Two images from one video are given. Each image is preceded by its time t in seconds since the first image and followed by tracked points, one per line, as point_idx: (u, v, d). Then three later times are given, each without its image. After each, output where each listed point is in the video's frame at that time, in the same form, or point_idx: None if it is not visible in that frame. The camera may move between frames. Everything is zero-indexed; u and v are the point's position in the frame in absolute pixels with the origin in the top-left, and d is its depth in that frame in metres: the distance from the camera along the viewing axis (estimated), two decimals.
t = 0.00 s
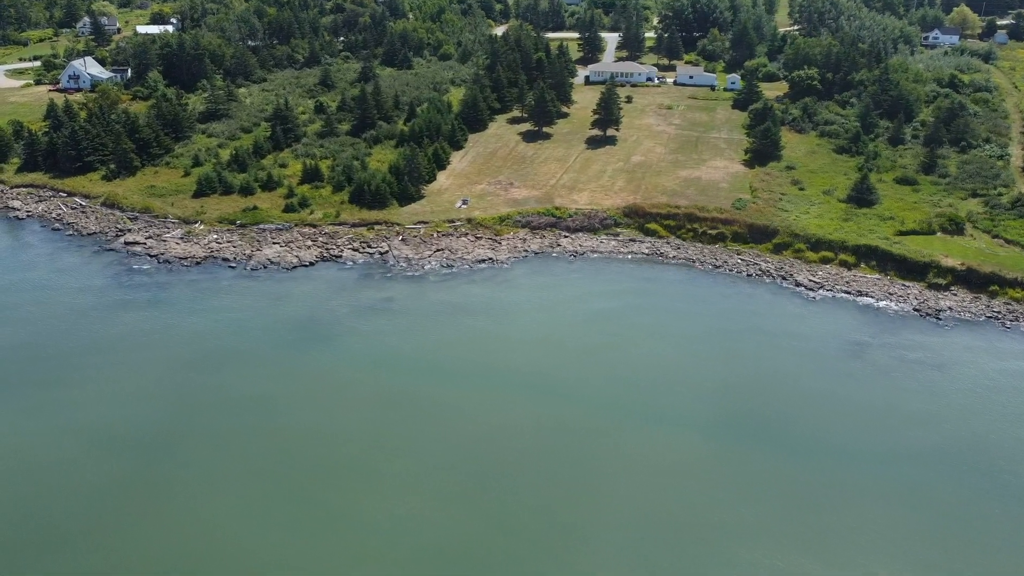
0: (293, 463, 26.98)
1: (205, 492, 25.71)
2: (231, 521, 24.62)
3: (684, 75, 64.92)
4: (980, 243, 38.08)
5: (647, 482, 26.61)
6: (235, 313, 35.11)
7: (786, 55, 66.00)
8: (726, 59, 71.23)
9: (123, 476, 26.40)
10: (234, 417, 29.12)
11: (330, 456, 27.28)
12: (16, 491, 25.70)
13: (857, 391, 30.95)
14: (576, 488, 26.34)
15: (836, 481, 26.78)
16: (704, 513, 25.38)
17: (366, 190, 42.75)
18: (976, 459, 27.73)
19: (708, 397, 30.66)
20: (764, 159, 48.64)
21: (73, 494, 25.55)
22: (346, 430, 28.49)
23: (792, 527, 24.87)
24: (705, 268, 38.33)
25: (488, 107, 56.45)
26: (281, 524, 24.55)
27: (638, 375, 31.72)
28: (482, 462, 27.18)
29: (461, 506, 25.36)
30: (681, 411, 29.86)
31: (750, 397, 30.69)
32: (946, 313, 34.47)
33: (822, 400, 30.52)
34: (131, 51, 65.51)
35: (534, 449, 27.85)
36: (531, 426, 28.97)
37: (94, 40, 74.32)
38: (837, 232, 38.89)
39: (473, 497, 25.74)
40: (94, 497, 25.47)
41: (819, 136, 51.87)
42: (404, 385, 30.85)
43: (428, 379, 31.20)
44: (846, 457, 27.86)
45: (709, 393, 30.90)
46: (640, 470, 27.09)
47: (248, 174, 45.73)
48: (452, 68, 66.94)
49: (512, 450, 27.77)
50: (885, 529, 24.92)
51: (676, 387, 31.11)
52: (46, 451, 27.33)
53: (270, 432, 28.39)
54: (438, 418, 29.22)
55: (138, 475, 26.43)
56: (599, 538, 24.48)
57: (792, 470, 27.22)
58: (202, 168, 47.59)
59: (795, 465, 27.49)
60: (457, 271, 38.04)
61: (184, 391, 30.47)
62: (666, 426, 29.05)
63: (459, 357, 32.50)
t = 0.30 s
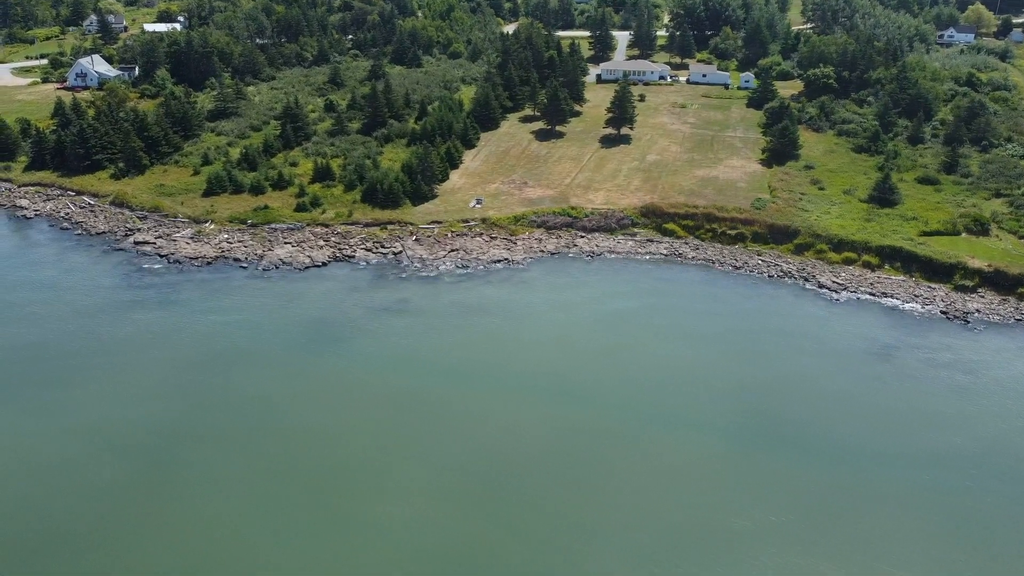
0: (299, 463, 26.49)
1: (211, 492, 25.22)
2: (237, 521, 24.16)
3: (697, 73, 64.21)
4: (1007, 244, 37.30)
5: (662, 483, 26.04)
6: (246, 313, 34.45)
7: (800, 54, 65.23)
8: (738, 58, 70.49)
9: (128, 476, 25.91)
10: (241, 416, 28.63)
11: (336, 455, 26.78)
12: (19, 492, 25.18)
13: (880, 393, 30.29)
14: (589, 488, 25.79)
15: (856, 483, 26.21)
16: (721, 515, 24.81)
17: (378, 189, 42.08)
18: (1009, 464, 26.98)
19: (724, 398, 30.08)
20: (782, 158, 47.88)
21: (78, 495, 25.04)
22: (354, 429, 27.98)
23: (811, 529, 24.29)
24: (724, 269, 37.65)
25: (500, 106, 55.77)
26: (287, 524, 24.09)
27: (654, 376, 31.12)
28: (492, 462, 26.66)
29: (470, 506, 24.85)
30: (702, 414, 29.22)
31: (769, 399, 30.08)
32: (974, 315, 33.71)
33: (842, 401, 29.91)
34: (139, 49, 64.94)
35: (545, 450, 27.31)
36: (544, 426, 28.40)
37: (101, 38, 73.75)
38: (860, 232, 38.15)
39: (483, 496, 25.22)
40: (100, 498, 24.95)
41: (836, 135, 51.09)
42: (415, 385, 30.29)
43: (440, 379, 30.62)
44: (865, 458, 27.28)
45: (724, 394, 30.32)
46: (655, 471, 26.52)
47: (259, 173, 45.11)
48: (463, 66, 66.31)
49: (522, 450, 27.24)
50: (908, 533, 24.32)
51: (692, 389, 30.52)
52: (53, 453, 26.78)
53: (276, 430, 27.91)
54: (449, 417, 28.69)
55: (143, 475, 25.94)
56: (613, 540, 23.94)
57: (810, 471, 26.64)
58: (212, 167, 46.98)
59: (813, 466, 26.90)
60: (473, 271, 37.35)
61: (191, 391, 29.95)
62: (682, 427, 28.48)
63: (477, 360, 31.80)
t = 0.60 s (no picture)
0: (305, 462, 26.00)
1: (217, 492, 24.72)
2: (242, 521, 23.68)
3: (714, 71, 63.33)
4: None
5: (679, 486, 25.42)
6: (261, 314, 33.81)
7: (818, 52, 64.31)
8: (755, 56, 69.59)
9: (132, 474, 25.39)
10: (248, 415, 28.13)
11: (344, 455, 26.29)
12: (25, 491, 24.65)
13: (905, 397, 29.56)
14: (604, 490, 25.18)
15: (877, 486, 25.53)
16: (740, 518, 24.16)
17: (394, 187, 41.43)
18: None
19: (743, 400, 29.45)
20: (804, 158, 47.02)
21: (83, 494, 24.50)
22: (362, 429, 27.47)
23: (832, 533, 23.64)
24: (747, 270, 36.90)
25: (516, 104, 55.05)
26: (292, 524, 23.62)
27: (673, 378, 30.47)
28: (503, 463, 26.11)
29: (479, 507, 24.32)
30: (725, 417, 28.50)
31: (791, 402, 29.38)
32: (1007, 319, 32.83)
33: (864, 404, 29.25)
34: (151, 45, 64.43)
35: (558, 451, 26.74)
36: (559, 428, 27.79)
37: (113, 35, 73.34)
38: (887, 233, 37.32)
39: (493, 498, 24.68)
40: (105, 497, 24.41)
41: (858, 134, 50.21)
42: (426, 384, 29.72)
43: (455, 379, 30.00)
44: (886, 462, 26.61)
45: (743, 396, 29.68)
46: (671, 473, 25.91)
47: (273, 171, 44.53)
48: (476, 64, 65.58)
49: (534, 450, 26.67)
50: (935, 538, 23.61)
51: (710, 390, 29.87)
52: (61, 452, 26.21)
53: (283, 430, 27.42)
54: (460, 417, 28.12)
55: (148, 474, 25.41)
56: (628, 543, 23.35)
57: (829, 474, 25.99)
58: (225, 164, 46.40)
59: (834, 469, 26.24)
60: (492, 271, 36.64)
61: (200, 390, 29.42)
62: (700, 428, 27.84)
63: (498, 363, 31.09)
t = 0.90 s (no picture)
0: (314, 461, 25.47)
1: (222, 491, 24.23)
2: (246, 520, 23.16)
3: (733, 69, 62.47)
4: None
5: (696, 488, 24.73)
6: (278, 314, 33.17)
7: (840, 50, 63.32)
8: (775, 54, 68.68)
9: (139, 473, 24.95)
10: (258, 413, 27.63)
11: (354, 453, 25.79)
12: (30, 491, 24.20)
13: (933, 402, 28.73)
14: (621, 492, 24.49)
15: (900, 490, 24.75)
16: (760, 522, 23.43)
17: (412, 185, 40.75)
18: None
19: (764, 402, 28.79)
20: (829, 157, 46.08)
21: (88, 495, 24.04)
22: (372, 428, 26.91)
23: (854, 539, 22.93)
24: (773, 271, 36.15)
25: (534, 101, 54.29)
26: (297, 522, 23.12)
27: (694, 380, 29.82)
28: (516, 464, 25.47)
29: (489, 507, 23.71)
30: (750, 422, 27.70)
31: (814, 405, 28.63)
32: None
33: (887, 408, 28.48)
34: (165, 42, 64.04)
35: (572, 452, 26.06)
36: (576, 430, 27.13)
37: (126, 31, 72.95)
38: (918, 234, 36.43)
39: (502, 498, 24.05)
40: (110, 497, 23.94)
41: (883, 134, 49.27)
42: (439, 384, 29.11)
43: (470, 380, 29.34)
44: (910, 467, 25.83)
45: (765, 397, 29.00)
46: (687, 475, 25.22)
47: (289, 169, 43.96)
48: (492, 61, 64.88)
49: (547, 450, 26.04)
50: (959, 544, 22.84)
51: (729, 392, 29.21)
52: (70, 453, 25.75)
53: (294, 428, 26.94)
54: (473, 417, 27.48)
55: (153, 474, 24.93)
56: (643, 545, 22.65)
57: (851, 477, 25.25)
58: (240, 162, 45.83)
59: (857, 473, 25.47)
60: (513, 272, 35.91)
61: (210, 389, 28.92)
62: (719, 430, 27.21)
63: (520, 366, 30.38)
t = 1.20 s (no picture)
0: (324, 462, 25.23)
1: (230, 492, 24.02)
2: (252, 522, 22.97)
3: (755, 68, 61.53)
4: None
5: (710, 495, 24.35)
6: (296, 314, 32.52)
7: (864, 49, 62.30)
8: (796, 53, 67.68)
9: (147, 472, 24.70)
10: (270, 414, 27.33)
11: (363, 454, 25.61)
12: (37, 490, 23.91)
13: (964, 409, 27.94)
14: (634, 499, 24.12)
15: (919, 499, 24.26)
16: (772, 532, 23.05)
17: (432, 184, 40.07)
18: None
19: (782, 405, 28.32)
20: (856, 157, 45.09)
21: (95, 495, 23.74)
22: (385, 430, 26.59)
23: (870, 550, 22.48)
24: (803, 273, 35.32)
25: (553, 100, 53.50)
26: (300, 520, 23.06)
27: (713, 383, 29.34)
28: (528, 469, 25.18)
29: (495, 510, 23.55)
30: (774, 429, 27.08)
31: (837, 410, 28.00)
32: None
33: (911, 414, 27.82)
34: (180, 39, 63.58)
35: (585, 458, 25.71)
36: (590, 434, 26.79)
37: (141, 28, 72.64)
38: (952, 237, 35.51)
39: (512, 504, 23.80)
40: (116, 497, 23.65)
41: (910, 133, 48.28)
42: (454, 385, 28.68)
43: (486, 382, 28.89)
44: (933, 475, 25.23)
45: (785, 401, 28.50)
46: (700, 481, 24.86)
47: (306, 167, 43.38)
48: (510, 60, 64.14)
49: (556, 454, 25.82)
50: (979, 556, 22.40)
51: (749, 396, 28.72)
52: (79, 452, 25.44)
53: (304, 427, 26.75)
54: (487, 420, 27.14)
55: (161, 474, 24.65)
56: (653, 554, 22.34)
57: (869, 485, 24.79)
58: (257, 160, 45.26)
59: (875, 481, 24.99)
60: (536, 273, 35.15)
61: (222, 388, 28.56)
62: (735, 435, 26.81)
63: (542, 369, 29.74)
